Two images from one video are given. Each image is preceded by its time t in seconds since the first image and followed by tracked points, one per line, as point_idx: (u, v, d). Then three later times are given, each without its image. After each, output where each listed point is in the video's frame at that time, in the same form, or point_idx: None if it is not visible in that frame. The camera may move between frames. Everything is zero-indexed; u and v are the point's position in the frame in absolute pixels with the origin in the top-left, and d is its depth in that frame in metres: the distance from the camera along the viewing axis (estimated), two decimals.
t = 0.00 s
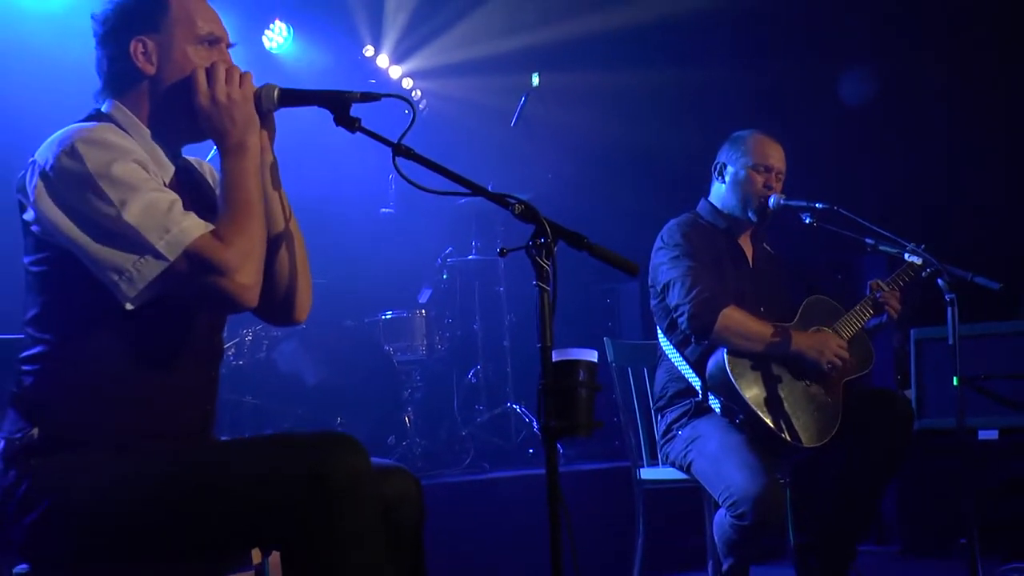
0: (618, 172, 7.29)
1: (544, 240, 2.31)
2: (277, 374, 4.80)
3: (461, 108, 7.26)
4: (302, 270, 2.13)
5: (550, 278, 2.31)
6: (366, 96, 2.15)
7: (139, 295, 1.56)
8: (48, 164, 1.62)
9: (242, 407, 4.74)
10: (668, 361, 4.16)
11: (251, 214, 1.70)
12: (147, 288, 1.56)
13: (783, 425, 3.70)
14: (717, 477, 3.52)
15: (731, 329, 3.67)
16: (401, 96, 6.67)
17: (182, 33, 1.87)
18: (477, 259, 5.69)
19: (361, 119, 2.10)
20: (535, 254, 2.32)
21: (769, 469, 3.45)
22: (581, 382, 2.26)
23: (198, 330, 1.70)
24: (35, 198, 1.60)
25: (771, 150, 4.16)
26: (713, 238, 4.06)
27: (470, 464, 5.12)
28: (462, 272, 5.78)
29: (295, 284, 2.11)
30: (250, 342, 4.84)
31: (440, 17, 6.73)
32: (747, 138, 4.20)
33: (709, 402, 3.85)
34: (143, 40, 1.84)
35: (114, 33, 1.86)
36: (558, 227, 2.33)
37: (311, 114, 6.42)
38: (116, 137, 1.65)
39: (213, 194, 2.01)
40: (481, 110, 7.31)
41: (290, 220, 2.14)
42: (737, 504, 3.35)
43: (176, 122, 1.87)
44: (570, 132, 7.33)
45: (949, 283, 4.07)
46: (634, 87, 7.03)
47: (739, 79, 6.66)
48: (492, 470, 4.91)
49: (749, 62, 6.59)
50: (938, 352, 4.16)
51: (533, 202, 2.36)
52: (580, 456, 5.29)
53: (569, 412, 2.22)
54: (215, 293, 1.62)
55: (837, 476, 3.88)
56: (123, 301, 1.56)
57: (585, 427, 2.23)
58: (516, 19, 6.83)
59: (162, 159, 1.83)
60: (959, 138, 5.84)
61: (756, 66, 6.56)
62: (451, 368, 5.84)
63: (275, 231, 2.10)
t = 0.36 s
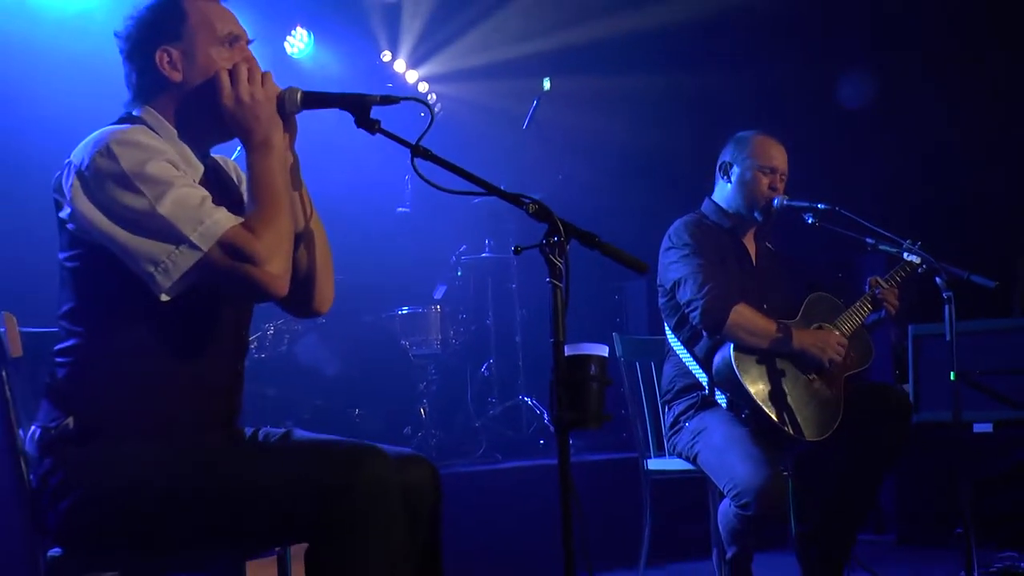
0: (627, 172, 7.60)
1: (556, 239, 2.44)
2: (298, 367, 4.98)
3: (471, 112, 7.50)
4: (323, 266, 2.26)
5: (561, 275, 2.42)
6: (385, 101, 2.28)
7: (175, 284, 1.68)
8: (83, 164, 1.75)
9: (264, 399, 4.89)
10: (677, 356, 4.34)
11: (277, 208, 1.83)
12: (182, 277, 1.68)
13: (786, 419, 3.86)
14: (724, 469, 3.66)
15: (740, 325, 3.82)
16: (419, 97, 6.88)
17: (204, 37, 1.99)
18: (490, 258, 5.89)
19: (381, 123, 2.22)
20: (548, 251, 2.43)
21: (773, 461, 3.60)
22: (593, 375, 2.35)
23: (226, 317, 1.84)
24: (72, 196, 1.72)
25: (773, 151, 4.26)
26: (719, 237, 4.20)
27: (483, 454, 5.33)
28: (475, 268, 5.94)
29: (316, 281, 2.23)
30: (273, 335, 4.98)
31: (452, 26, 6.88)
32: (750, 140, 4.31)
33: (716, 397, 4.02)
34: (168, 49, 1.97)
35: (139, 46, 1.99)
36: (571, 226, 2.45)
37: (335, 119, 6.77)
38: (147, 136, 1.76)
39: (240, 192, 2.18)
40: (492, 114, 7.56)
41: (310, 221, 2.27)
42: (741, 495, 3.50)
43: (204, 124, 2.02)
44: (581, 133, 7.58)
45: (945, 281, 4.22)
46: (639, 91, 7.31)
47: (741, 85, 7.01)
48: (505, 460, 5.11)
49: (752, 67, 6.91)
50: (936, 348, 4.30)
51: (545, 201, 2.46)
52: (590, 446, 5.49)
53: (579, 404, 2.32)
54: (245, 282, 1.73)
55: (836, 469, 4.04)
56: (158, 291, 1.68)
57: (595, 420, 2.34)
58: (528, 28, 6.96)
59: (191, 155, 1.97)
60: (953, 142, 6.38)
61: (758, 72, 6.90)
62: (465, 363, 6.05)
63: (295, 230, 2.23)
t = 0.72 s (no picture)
0: (631, 172, 7.85)
1: (563, 237, 2.54)
2: (312, 361, 5.17)
3: (479, 117, 7.71)
4: (339, 260, 2.31)
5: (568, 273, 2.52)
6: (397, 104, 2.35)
7: (195, 277, 1.75)
8: (107, 162, 1.84)
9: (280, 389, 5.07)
10: (677, 351, 4.50)
11: (295, 205, 1.88)
12: (202, 270, 1.75)
13: (783, 411, 4.01)
14: (722, 460, 3.84)
15: (739, 322, 3.97)
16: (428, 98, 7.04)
17: (220, 41, 2.05)
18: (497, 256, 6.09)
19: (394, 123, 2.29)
20: (556, 250, 2.53)
21: (768, 453, 3.78)
22: (598, 370, 2.51)
23: (242, 309, 1.91)
24: (96, 194, 1.81)
25: (768, 152, 4.40)
26: (719, 237, 4.36)
27: (491, 445, 5.55)
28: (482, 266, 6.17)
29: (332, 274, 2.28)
30: (287, 331, 5.20)
31: (461, 32, 7.11)
32: (746, 142, 4.45)
33: (715, 390, 4.18)
34: (186, 55, 2.03)
35: (158, 51, 2.05)
36: (576, 225, 2.55)
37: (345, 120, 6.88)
38: (169, 135, 1.84)
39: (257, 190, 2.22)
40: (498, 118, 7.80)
41: (326, 218, 2.32)
42: (739, 485, 3.68)
43: (220, 124, 2.06)
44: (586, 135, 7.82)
45: (936, 279, 4.35)
46: (642, 99, 7.58)
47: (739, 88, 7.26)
48: (512, 450, 5.31)
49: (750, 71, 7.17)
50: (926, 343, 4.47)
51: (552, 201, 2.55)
52: (593, 437, 5.70)
53: (585, 399, 2.47)
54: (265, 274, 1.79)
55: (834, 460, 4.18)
56: (179, 284, 1.74)
57: (601, 412, 2.49)
58: (536, 34, 7.19)
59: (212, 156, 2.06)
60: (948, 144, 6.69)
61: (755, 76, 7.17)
62: (472, 356, 6.26)
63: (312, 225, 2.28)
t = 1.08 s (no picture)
0: (637, 172, 8.07)
1: (572, 238, 2.62)
2: (328, 356, 5.41)
3: (488, 120, 7.81)
4: (358, 259, 2.42)
5: (578, 273, 2.63)
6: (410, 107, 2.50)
7: (218, 273, 1.85)
8: (134, 163, 1.93)
9: (296, 385, 5.36)
10: (680, 348, 4.66)
11: (314, 203, 2.00)
12: (225, 266, 1.85)
13: (782, 406, 4.15)
14: (724, 453, 3.99)
15: (739, 321, 4.13)
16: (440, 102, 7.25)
17: (239, 45, 2.19)
18: (506, 256, 6.25)
19: (408, 125, 2.42)
20: (567, 251, 2.63)
21: (768, 446, 3.94)
22: (606, 365, 2.64)
23: (264, 305, 2.02)
24: (122, 194, 1.90)
25: (766, 154, 4.55)
26: (720, 238, 4.51)
27: (499, 438, 5.75)
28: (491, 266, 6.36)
29: (351, 272, 2.40)
30: (304, 327, 5.41)
31: (473, 37, 7.24)
32: (744, 145, 4.60)
33: (717, 386, 4.35)
34: (208, 59, 2.17)
35: (181, 55, 2.19)
36: (587, 225, 2.64)
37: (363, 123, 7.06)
38: (192, 137, 1.94)
39: (276, 190, 2.32)
40: (504, 120, 7.85)
41: (347, 217, 2.44)
42: (739, 477, 3.84)
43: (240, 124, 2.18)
44: (594, 138, 8.02)
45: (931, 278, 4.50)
46: (647, 104, 7.81)
47: (739, 93, 7.49)
48: (521, 442, 5.50)
49: (751, 77, 7.38)
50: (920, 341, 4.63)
51: (562, 202, 2.66)
52: (599, 430, 5.90)
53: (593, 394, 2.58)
54: (285, 269, 1.90)
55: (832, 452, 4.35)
56: (204, 280, 1.85)
57: (608, 408, 2.60)
58: (544, 39, 7.33)
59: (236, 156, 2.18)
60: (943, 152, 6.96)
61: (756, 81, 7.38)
62: (481, 352, 6.46)
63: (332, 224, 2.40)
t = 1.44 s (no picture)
0: (638, 174, 8.19)
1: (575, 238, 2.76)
2: (337, 353, 5.63)
3: (491, 124, 8.06)
4: (370, 256, 2.52)
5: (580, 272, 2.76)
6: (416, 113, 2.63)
7: (231, 269, 1.95)
8: (150, 164, 2.05)
9: (307, 379, 5.55)
10: (676, 345, 4.83)
11: (324, 201, 2.09)
12: (237, 263, 1.95)
13: (776, 400, 4.31)
14: (720, 446, 4.17)
15: (734, 319, 4.30)
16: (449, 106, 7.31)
17: (252, 51, 2.30)
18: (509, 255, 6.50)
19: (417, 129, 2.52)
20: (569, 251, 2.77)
21: (763, 439, 4.11)
22: (607, 361, 2.76)
23: (273, 298, 2.11)
24: (139, 194, 2.02)
25: (755, 156, 4.71)
26: (714, 239, 4.68)
27: (502, 431, 5.94)
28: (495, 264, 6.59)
29: (361, 269, 2.49)
30: (314, 324, 5.60)
31: (481, 44, 7.54)
32: (734, 148, 4.75)
33: (714, 382, 4.49)
34: (223, 63, 2.28)
35: (196, 60, 2.30)
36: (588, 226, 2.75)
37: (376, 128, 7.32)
38: (206, 139, 2.06)
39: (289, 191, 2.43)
40: (507, 124, 8.11)
41: (358, 215, 2.53)
42: (735, 470, 4.03)
43: (253, 126, 2.30)
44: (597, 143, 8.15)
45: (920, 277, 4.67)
46: (646, 109, 7.90)
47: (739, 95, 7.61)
48: (524, 435, 5.68)
49: (750, 81, 7.49)
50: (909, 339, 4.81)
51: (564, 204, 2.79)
52: (598, 423, 6.10)
53: (595, 387, 2.72)
54: (295, 265, 2.00)
55: (825, 445, 4.51)
56: (217, 275, 1.95)
57: (610, 401, 2.74)
58: (549, 46, 7.56)
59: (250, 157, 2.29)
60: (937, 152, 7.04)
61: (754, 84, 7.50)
62: (486, 348, 6.67)
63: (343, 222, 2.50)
